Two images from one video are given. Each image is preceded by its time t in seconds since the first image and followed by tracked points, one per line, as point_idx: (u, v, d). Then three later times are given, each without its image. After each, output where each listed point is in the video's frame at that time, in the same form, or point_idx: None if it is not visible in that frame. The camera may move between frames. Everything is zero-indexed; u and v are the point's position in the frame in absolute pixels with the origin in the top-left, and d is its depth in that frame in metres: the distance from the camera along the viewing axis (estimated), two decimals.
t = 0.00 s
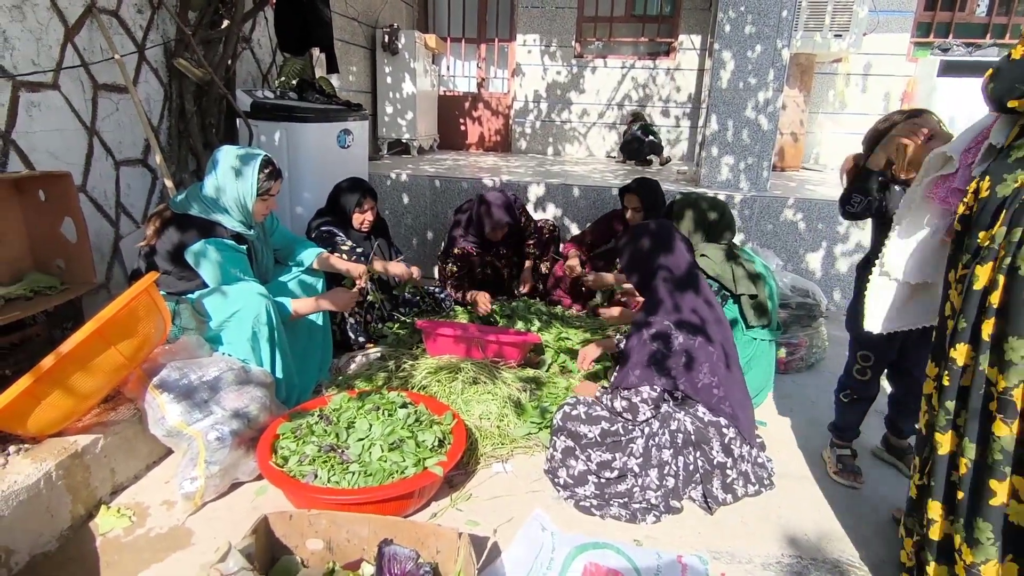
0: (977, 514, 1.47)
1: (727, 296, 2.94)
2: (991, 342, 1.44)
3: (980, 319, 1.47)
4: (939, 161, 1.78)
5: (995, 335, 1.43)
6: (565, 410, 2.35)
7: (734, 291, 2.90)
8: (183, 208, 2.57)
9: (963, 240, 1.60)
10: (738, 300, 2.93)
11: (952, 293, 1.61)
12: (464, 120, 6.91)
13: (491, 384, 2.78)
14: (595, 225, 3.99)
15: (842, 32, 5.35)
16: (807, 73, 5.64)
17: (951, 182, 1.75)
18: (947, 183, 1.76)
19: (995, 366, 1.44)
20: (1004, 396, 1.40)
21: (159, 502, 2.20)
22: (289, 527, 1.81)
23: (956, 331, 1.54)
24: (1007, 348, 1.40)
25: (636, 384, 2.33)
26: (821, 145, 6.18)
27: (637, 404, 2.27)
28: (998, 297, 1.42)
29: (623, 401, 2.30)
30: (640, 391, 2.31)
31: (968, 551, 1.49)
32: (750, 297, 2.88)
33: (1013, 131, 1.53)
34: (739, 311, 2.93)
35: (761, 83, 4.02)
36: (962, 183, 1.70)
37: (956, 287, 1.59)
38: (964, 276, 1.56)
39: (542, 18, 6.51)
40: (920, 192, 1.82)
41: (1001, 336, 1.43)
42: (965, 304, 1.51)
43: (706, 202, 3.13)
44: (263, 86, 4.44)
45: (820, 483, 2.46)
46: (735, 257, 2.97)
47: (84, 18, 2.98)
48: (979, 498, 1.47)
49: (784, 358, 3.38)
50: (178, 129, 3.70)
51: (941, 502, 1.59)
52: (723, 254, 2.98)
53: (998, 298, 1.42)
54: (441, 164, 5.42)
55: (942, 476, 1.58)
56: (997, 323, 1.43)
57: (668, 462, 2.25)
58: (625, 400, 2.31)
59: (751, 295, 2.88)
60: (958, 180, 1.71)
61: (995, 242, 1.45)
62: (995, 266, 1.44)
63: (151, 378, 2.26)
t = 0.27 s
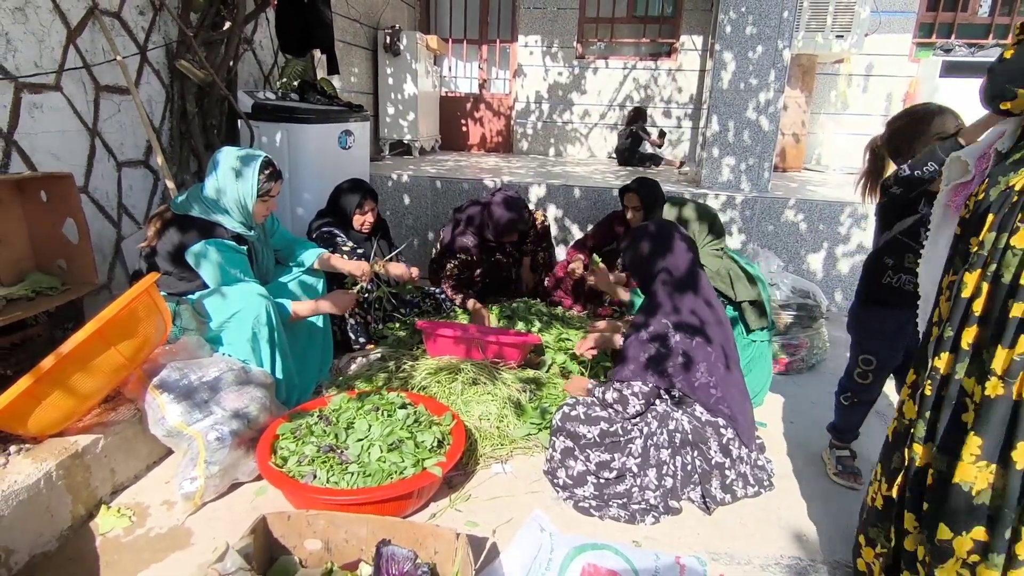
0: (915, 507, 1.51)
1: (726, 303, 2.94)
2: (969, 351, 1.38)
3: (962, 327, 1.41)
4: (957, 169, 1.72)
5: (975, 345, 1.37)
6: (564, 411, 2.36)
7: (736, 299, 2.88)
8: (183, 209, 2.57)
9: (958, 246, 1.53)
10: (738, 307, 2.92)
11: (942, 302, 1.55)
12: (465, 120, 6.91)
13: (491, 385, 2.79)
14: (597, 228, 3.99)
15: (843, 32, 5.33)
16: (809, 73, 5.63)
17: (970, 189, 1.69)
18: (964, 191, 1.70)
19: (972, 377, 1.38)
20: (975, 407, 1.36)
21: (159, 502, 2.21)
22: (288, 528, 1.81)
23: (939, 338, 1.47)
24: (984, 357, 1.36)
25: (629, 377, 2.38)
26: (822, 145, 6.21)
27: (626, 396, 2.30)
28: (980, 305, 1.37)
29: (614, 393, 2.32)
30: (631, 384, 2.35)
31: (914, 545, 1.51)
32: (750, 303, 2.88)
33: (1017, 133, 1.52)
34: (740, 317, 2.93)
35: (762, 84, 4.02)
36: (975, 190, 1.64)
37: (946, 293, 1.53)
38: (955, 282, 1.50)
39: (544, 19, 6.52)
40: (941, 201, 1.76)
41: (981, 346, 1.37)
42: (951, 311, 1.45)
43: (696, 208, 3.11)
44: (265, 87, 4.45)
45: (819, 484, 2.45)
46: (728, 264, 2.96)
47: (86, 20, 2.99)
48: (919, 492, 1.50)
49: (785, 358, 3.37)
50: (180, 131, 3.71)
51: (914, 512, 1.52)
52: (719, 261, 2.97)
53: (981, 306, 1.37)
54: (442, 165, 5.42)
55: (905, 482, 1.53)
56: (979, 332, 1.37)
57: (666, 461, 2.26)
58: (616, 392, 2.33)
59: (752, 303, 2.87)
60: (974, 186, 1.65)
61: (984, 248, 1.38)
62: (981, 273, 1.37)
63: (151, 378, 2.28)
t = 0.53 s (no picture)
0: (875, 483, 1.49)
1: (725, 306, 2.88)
2: (960, 351, 1.33)
3: (956, 330, 1.36)
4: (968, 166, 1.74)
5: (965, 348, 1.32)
6: (564, 411, 2.35)
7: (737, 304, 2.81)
8: (184, 210, 2.57)
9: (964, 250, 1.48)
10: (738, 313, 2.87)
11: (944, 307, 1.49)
12: (466, 121, 6.89)
13: (490, 385, 2.78)
14: (596, 229, 3.97)
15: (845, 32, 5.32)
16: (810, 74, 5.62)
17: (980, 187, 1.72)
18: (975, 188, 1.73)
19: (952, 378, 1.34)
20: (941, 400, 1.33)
21: (158, 503, 2.20)
22: (286, 529, 1.80)
23: (934, 344, 1.42)
24: (968, 357, 1.31)
25: (627, 374, 2.32)
26: (823, 146, 6.23)
27: (626, 392, 2.28)
28: (977, 308, 1.31)
29: (613, 389, 2.30)
30: (630, 380, 2.31)
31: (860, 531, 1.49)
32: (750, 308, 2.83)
33: None
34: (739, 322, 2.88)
35: (764, 84, 4.01)
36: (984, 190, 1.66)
37: (948, 297, 1.49)
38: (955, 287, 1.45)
39: (545, 20, 6.52)
40: (950, 197, 1.80)
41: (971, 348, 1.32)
42: (949, 313, 1.40)
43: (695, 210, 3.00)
44: (265, 88, 4.45)
45: (821, 486, 2.44)
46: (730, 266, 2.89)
47: (86, 20, 2.99)
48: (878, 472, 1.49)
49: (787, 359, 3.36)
50: (180, 131, 3.71)
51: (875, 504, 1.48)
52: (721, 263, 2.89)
53: (978, 310, 1.31)
54: (443, 166, 5.41)
55: (878, 473, 1.48)
56: (972, 334, 1.32)
57: (666, 461, 2.25)
58: (615, 388, 2.31)
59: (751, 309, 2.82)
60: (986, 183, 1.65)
61: (985, 249, 1.33)
62: (982, 277, 1.32)
63: (150, 378, 2.28)
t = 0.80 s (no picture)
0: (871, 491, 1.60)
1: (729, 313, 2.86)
2: (967, 357, 1.43)
3: (964, 335, 1.46)
4: (974, 167, 1.83)
5: (975, 352, 1.42)
6: (568, 414, 2.35)
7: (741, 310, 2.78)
8: (186, 211, 2.56)
9: (971, 250, 1.58)
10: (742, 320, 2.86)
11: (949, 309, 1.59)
12: (468, 123, 6.88)
13: (493, 388, 2.78)
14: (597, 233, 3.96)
15: (847, 35, 5.36)
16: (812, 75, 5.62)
17: (986, 189, 1.81)
18: (981, 190, 1.82)
19: (962, 381, 1.44)
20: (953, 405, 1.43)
21: (161, 504, 2.20)
22: (289, 531, 1.81)
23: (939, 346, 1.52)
24: (980, 362, 1.41)
25: (643, 381, 2.29)
26: (826, 148, 6.23)
27: (644, 400, 2.26)
28: (987, 313, 1.41)
29: (630, 397, 2.27)
30: (647, 388, 2.28)
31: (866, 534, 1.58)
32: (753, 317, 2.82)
33: None
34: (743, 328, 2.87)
35: (766, 86, 4.01)
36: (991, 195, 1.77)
37: (956, 300, 1.56)
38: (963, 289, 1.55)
39: (547, 22, 6.52)
40: (955, 199, 1.88)
41: (981, 352, 1.42)
42: (956, 317, 1.50)
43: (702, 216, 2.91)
44: (268, 89, 4.46)
45: (823, 489, 2.44)
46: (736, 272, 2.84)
47: (90, 23, 3.00)
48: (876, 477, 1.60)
49: (789, 362, 3.36)
50: (183, 133, 3.71)
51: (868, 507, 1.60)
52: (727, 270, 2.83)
53: (988, 316, 1.42)
54: (445, 168, 5.41)
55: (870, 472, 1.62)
56: (982, 339, 1.42)
57: (671, 464, 2.25)
58: (631, 396, 2.28)
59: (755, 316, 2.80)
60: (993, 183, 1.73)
61: (997, 256, 1.43)
62: (993, 282, 1.42)
63: (154, 380, 2.27)
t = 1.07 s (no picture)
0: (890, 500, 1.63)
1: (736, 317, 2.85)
2: (972, 359, 1.45)
3: (965, 336, 1.49)
4: (974, 166, 1.81)
5: (980, 354, 1.43)
6: (568, 416, 2.36)
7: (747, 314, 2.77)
8: (188, 213, 2.58)
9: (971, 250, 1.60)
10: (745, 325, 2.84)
11: (952, 309, 1.61)
12: (469, 124, 6.89)
13: (493, 389, 2.79)
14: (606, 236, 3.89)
15: (848, 37, 5.32)
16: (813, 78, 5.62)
17: (985, 188, 1.78)
18: (981, 189, 1.79)
19: (971, 386, 1.45)
20: (967, 412, 1.44)
21: (162, 505, 2.21)
22: (290, 533, 1.81)
23: (943, 347, 1.55)
24: (988, 366, 1.43)
25: (642, 385, 2.33)
26: (827, 150, 6.23)
27: (641, 404, 2.30)
28: (989, 314, 1.43)
29: (626, 400, 2.32)
30: (646, 392, 2.32)
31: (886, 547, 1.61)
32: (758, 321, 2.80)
33: None
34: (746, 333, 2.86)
35: (767, 89, 4.02)
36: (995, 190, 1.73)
37: (959, 301, 1.58)
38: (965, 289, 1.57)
39: (548, 24, 6.53)
40: (953, 200, 1.84)
41: (986, 353, 1.43)
42: (959, 318, 1.51)
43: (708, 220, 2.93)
44: (269, 91, 4.46)
45: (823, 491, 2.44)
46: (742, 276, 2.83)
47: (93, 25, 3.00)
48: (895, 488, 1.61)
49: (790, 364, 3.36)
50: (185, 134, 3.72)
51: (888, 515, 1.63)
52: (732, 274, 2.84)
53: (990, 316, 1.43)
54: (446, 169, 5.41)
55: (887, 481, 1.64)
56: (987, 340, 1.43)
57: (670, 468, 2.25)
58: (629, 399, 2.33)
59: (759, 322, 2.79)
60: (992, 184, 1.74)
61: (998, 255, 1.44)
62: (994, 284, 1.43)
63: (155, 381, 2.27)
